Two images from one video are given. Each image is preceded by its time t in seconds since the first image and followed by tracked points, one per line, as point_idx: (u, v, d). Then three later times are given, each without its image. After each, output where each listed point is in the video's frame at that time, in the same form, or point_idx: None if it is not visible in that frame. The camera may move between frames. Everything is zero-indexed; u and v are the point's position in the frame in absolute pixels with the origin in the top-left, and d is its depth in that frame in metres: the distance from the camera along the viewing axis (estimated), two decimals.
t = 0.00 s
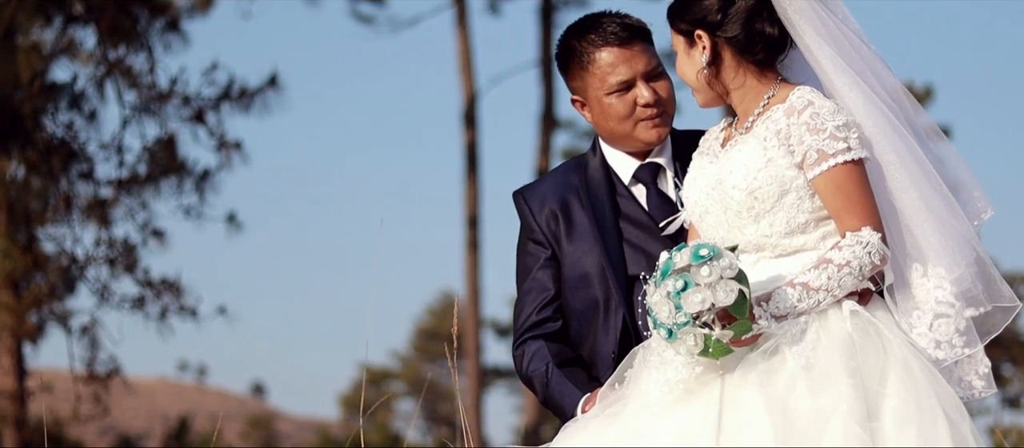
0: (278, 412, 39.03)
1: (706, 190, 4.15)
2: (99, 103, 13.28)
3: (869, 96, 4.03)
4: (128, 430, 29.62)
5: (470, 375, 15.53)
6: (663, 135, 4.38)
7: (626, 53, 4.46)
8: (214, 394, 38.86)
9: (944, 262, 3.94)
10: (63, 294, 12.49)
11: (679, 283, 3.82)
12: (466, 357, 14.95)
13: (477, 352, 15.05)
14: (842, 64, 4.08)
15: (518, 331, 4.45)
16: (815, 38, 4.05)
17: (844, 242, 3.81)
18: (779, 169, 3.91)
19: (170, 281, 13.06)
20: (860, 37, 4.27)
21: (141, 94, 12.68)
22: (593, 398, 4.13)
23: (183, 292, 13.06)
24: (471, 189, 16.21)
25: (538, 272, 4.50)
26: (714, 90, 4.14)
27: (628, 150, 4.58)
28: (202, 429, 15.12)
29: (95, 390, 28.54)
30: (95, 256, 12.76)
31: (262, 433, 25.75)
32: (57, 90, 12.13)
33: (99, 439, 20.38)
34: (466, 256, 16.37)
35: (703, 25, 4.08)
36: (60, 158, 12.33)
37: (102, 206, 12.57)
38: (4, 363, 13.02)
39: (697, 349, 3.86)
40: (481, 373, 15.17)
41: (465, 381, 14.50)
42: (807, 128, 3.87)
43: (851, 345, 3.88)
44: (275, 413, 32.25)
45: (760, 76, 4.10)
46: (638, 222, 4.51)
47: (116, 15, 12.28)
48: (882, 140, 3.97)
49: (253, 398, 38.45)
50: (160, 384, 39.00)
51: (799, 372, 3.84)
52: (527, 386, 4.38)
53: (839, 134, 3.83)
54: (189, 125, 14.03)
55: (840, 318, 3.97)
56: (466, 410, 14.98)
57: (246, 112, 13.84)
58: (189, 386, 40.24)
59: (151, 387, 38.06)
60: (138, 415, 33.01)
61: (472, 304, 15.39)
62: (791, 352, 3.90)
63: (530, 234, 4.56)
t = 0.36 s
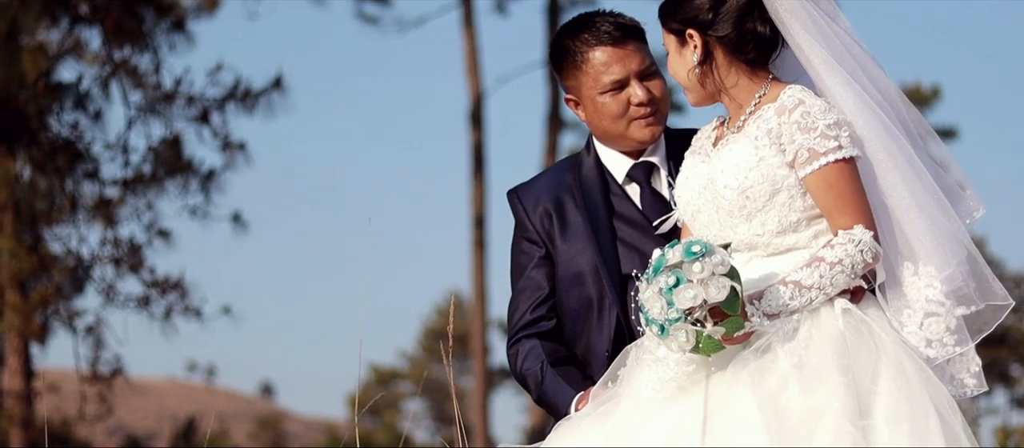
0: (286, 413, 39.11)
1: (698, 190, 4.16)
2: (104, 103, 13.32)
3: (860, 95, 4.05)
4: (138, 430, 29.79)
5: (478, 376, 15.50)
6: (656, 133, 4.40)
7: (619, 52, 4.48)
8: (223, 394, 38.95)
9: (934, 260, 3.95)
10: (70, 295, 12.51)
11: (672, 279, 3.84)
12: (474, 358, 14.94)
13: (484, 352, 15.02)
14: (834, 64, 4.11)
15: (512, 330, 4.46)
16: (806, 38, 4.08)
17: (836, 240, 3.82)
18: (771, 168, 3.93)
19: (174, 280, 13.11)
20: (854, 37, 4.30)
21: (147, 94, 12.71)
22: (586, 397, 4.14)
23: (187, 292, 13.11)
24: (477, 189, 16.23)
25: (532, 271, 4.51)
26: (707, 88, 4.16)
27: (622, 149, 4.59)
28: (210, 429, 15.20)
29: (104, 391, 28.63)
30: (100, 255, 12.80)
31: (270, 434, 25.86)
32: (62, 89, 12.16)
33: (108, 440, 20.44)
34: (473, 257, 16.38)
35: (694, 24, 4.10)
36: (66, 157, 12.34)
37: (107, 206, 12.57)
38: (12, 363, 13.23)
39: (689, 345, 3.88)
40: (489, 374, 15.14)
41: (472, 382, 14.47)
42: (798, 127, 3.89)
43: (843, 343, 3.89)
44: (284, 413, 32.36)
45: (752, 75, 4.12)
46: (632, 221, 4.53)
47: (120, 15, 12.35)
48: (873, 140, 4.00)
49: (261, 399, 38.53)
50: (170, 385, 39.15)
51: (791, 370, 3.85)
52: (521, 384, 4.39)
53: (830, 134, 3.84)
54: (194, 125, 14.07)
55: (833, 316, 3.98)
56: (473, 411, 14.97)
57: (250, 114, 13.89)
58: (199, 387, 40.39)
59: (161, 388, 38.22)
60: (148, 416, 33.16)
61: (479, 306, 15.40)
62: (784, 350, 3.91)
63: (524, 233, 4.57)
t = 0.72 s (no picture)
0: (294, 414, 39.16)
1: (688, 188, 4.17)
2: (107, 104, 13.35)
3: (848, 94, 4.10)
4: (147, 432, 29.84)
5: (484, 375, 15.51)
6: (649, 131, 4.44)
7: (611, 50, 4.51)
8: (231, 395, 39.03)
9: (921, 259, 4.00)
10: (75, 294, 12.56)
11: (664, 278, 3.84)
12: (479, 357, 14.96)
13: (489, 352, 15.04)
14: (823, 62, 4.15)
15: (504, 329, 4.47)
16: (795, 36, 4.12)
17: (827, 237, 3.83)
18: (760, 166, 3.94)
19: (178, 280, 13.13)
20: (844, 36, 4.34)
21: (151, 95, 12.74)
22: (578, 395, 4.16)
23: (191, 292, 13.14)
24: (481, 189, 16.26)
25: (525, 269, 4.52)
26: (696, 86, 4.18)
27: (614, 147, 4.61)
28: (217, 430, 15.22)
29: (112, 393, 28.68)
30: (104, 254, 12.81)
31: (278, 435, 25.91)
32: (66, 89, 12.24)
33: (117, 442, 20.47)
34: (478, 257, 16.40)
35: (683, 22, 4.12)
36: (71, 157, 12.45)
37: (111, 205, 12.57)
38: (18, 363, 13.31)
39: (682, 344, 3.89)
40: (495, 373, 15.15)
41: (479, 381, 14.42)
42: (787, 125, 3.90)
43: (832, 340, 3.91)
44: (293, 414, 32.41)
45: (740, 73, 4.14)
46: (624, 219, 4.54)
47: (125, 14, 12.37)
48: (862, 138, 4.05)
49: (269, 400, 38.60)
50: (179, 386, 39.25)
51: (781, 367, 3.87)
52: (514, 383, 4.39)
53: (819, 130, 3.85)
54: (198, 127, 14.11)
55: (822, 313, 4.00)
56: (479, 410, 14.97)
57: (254, 115, 13.93)
58: (207, 388, 40.47)
59: (169, 389, 38.30)
60: (155, 417, 33.25)
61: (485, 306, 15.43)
62: (773, 347, 3.93)
63: (516, 232, 4.59)
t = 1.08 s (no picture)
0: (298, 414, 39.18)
1: (677, 186, 4.19)
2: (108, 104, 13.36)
3: (838, 92, 4.14)
4: (151, 433, 29.86)
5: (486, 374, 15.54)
6: (639, 128, 4.45)
7: (602, 49, 4.56)
8: (235, 395, 39.04)
9: (910, 255, 4.04)
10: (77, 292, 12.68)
11: (654, 277, 3.84)
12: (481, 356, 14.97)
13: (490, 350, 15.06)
14: (811, 60, 4.19)
15: (495, 327, 4.49)
16: (784, 34, 4.16)
17: (816, 235, 3.84)
18: (749, 164, 3.97)
19: (179, 280, 13.16)
20: (832, 36, 4.40)
21: (151, 95, 12.76)
22: (567, 392, 4.18)
23: (193, 291, 13.17)
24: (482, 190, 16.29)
25: (516, 267, 4.54)
26: (685, 84, 4.20)
27: (605, 145, 4.63)
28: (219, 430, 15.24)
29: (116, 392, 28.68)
30: (104, 253, 12.82)
31: (282, 435, 25.96)
32: (67, 89, 12.21)
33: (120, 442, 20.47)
34: (480, 257, 16.42)
35: (671, 20, 4.14)
36: (71, 157, 12.49)
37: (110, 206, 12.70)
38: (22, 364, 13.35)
39: (672, 342, 3.89)
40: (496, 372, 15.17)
41: (480, 380, 14.42)
42: (775, 123, 3.92)
43: (820, 337, 3.92)
44: (296, 415, 32.43)
45: (729, 71, 4.17)
46: (615, 217, 4.58)
47: (126, 14, 12.38)
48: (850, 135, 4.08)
49: (273, 400, 38.60)
50: (183, 386, 39.31)
51: (769, 364, 3.88)
52: (504, 380, 4.41)
53: (808, 128, 3.87)
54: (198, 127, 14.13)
55: (811, 311, 4.01)
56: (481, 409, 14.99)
57: (255, 115, 13.94)
58: (211, 389, 40.54)
59: (174, 390, 38.36)
60: (160, 417, 33.33)
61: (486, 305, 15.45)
62: (762, 344, 3.94)
63: (507, 230, 4.60)
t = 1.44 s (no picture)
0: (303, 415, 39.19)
1: (667, 184, 4.20)
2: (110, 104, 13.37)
3: (827, 89, 4.16)
4: (157, 434, 29.88)
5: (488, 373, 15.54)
6: (629, 125, 4.55)
7: (592, 47, 4.67)
8: (240, 396, 39.06)
9: (899, 253, 4.04)
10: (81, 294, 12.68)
11: (647, 273, 3.82)
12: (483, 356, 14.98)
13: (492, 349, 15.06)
14: (800, 58, 4.20)
15: (487, 324, 4.50)
16: (773, 33, 4.18)
17: (806, 232, 3.85)
18: (738, 162, 3.98)
19: (181, 279, 13.17)
20: (821, 34, 4.42)
21: (152, 95, 12.76)
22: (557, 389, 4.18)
23: (195, 290, 13.18)
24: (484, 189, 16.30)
25: (507, 265, 4.57)
26: (674, 82, 4.21)
27: (596, 143, 4.71)
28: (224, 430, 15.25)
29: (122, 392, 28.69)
30: (106, 254, 12.82)
31: (287, 436, 25.99)
32: (69, 89, 12.20)
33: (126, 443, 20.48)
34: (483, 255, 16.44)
35: (660, 17, 4.14)
36: (72, 157, 12.51)
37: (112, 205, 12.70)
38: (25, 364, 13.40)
39: (663, 339, 3.88)
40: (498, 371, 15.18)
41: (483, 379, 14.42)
42: (764, 121, 3.93)
43: (809, 334, 3.93)
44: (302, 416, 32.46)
45: (718, 69, 4.18)
46: (606, 215, 4.62)
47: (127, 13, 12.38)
48: (839, 133, 4.09)
49: (278, 401, 38.62)
50: (189, 387, 39.32)
51: (759, 362, 3.89)
52: (495, 378, 4.42)
53: (796, 126, 3.88)
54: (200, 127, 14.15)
55: (799, 309, 4.02)
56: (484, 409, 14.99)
57: (256, 114, 13.92)
58: (217, 389, 40.57)
59: (180, 391, 38.40)
60: (166, 417, 33.37)
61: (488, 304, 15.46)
62: (752, 343, 3.95)
63: (498, 228, 4.65)
